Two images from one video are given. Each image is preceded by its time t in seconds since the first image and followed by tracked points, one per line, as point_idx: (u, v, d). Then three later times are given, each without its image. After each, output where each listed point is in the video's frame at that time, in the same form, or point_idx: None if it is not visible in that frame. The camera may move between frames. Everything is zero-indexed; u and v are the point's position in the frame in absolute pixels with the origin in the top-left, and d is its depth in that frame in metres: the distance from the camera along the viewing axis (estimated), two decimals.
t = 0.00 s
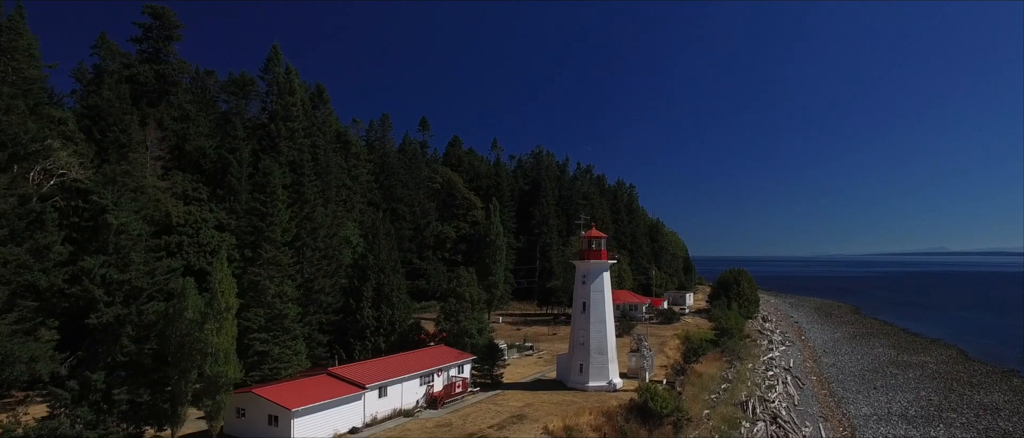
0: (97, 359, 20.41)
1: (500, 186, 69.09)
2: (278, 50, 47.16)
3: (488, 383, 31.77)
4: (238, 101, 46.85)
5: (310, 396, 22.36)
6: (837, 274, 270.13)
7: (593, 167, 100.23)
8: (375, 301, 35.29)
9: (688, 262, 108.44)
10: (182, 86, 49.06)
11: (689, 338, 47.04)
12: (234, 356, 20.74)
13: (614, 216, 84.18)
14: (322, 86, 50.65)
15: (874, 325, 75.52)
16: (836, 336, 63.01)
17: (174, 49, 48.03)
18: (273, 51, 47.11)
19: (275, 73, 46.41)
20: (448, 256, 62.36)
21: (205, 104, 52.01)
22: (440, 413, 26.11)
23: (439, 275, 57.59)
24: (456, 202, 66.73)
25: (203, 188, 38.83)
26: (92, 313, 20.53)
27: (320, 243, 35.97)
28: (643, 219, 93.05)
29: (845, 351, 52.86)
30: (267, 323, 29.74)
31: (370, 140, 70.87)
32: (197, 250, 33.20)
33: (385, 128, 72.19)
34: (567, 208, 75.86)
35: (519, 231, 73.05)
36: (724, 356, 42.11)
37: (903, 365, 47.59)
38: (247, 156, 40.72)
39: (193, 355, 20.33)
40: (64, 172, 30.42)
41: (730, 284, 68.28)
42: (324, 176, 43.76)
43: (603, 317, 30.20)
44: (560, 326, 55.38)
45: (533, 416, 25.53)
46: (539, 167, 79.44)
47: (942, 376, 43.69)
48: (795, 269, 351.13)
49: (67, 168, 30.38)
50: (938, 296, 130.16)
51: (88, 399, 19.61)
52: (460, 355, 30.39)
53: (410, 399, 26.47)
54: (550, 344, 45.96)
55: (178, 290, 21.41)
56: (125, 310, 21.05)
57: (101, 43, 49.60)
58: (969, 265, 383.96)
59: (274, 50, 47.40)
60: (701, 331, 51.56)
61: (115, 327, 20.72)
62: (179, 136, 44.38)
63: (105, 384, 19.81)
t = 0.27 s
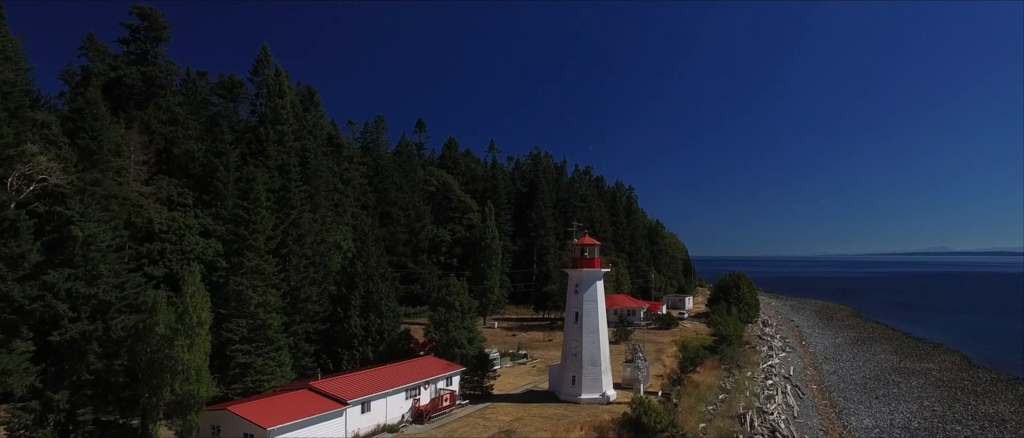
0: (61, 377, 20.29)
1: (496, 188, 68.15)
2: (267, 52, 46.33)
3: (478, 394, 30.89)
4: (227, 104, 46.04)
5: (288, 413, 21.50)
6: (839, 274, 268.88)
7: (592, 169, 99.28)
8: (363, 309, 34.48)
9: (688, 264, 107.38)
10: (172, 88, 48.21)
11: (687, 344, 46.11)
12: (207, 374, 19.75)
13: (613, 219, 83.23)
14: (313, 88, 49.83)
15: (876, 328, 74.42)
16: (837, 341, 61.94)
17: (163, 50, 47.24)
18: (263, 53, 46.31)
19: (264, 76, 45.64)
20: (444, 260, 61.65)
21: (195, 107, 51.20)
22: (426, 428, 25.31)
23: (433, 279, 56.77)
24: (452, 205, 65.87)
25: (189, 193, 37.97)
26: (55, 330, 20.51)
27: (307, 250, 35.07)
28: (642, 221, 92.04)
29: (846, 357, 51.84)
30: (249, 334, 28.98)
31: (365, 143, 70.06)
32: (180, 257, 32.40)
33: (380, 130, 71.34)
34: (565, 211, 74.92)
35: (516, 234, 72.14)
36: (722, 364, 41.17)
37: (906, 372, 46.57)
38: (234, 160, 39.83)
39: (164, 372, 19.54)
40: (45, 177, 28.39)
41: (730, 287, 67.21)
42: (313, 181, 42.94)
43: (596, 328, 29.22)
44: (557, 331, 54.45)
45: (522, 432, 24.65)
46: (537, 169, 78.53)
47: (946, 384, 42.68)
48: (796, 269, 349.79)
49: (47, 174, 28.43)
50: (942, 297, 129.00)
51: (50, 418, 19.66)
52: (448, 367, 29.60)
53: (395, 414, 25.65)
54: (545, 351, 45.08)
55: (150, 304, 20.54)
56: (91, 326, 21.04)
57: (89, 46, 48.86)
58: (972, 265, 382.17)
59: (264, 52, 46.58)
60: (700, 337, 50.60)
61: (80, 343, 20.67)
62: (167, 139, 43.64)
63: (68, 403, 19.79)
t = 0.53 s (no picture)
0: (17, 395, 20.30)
1: (490, 190, 67.17)
2: (254, 53, 45.36)
3: (465, 407, 30.06)
4: (213, 106, 45.10)
5: (260, 432, 20.64)
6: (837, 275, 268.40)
7: (588, 171, 98.34)
8: (348, 318, 33.62)
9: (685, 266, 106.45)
10: (158, 89, 47.10)
11: (681, 352, 45.25)
12: (174, 392, 18.78)
13: (609, 221, 82.29)
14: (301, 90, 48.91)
15: (875, 332, 73.57)
16: (836, 346, 61.05)
17: (148, 51, 46.26)
18: (250, 54, 45.37)
19: (251, 77, 44.71)
20: (437, 264, 60.96)
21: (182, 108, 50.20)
22: None
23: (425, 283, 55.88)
24: (445, 208, 64.94)
25: (171, 197, 36.99)
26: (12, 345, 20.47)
27: (291, 258, 34.16)
28: (639, 223, 91.14)
29: (845, 364, 50.95)
30: (228, 345, 28.07)
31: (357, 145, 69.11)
32: (160, 265, 31.59)
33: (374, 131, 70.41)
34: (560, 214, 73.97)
35: (511, 237, 71.22)
36: (717, 372, 40.34)
37: (906, 380, 45.70)
38: (219, 164, 38.90)
39: (126, 391, 18.56)
40: (20, 183, 25.15)
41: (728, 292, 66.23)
42: (299, 186, 42.07)
43: (586, 339, 28.29)
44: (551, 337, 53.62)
45: None
46: (532, 171, 77.59)
47: (946, 393, 41.81)
48: (796, 269, 349.18)
49: (24, 178, 25.10)
50: (941, 298, 128.15)
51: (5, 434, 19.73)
52: (433, 379, 28.81)
53: (376, 430, 24.85)
54: (537, 358, 44.23)
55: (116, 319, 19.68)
56: (49, 344, 21.11)
57: (74, 46, 47.85)
58: (972, 265, 381.55)
59: (251, 53, 45.61)
60: (696, 343, 49.68)
61: (37, 361, 20.78)
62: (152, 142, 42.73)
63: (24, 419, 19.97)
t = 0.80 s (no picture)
0: None
1: (482, 193, 66.24)
2: (238, 54, 44.35)
3: (449, 421, 29.19)
4: (195, 109, 44.08)
5: None
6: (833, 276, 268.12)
7: (582, 173, 97.43)
8: (330, 328, 32.72)
9: (681, 269, 105.61)
10: (141, 91, 45.98)
11: (674, 360, 44.44)
12: (133, 414, 17.82)
13: (603, 224, 81.43)
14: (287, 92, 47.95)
15: (872, 337, 72.84)
16: (832, 352, 60.25)
17: (130, 51, 45.15)
18: (233, 56, 44.36)
19: (235, 79, 43.73)
20: (427, 268, 60.39)
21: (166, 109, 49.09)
22: None
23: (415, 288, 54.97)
24: (436, 211, 63.96)
25: (149, 203, 35.93)
26: None
27: (272, 266, 33.19)
28: (634, 226, 90.31)
29: (841, 371, 50.19)
30: (203, 358, 27.08)
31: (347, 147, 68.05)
32: (135, 274, 30.61)
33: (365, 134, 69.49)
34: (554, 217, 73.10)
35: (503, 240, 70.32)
36: (709, 381, 39.54)
37: (903, 388, 44.93)
38: (199, 168, 37.88)
39: (81, 413, 17.42)
40: None
41: (723, 297, 65.39)
42: (281, 192, 41.13)
43: (573, 352, 27.39)
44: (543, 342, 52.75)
45: None
46: (525, 174, 76.69)
47: (944, 402, 41.05)
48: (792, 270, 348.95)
49: None
50: (938, 301, 127.69)
51: None
52: (415, 393, 27.99)
53: None
54: (527, 366, 43.36)
55: (73, 336, 18.58)
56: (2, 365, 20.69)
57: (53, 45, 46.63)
58: (969, 266, 381.99)
59: (235, 55, 44.60)
60: (689, 350, 48.86)
61: None
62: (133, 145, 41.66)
63: None
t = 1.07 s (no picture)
0: None
1: (473, 196, 65.28)
2: (220, 55, 43.22)
3: (430, 435, 28.29)
4: (175, 111, 42.93)
5: None
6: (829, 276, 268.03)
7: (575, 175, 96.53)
8: (309, 338, 31.87)
9: (675, 271, 104.79)
10: (121, 93, 44.76)
11: (665, 367, 43.61)
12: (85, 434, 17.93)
13: (597, 227, 80.49)
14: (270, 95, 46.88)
15: (867, 341, 72.19)
16: (827, 357, 59.47)
17: (109, 51, 43.92)
18: (215, 57, 43.25)
19: (216, 82, 42.64)
20: (416, 273, 59.83)
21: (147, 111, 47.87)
22: None
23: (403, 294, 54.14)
24: (426, 214, 62.98)
25: (125, 209, 34.91)
26: None
27: (251, 275, 32.24)
28: (627, 228, 89.47)
29: (835, 378, 49.42)
30: (175, 371, 26.09)
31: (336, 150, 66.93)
32: (107, 283, 29.61)
33: (354, 136, 68.44)
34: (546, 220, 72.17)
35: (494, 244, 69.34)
36: (701, 390, 38.82)
37: (898, 396, 44.22)
38: (177, 173, 36.81)
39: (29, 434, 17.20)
40: None
41: (716, 302, 64.53)
42: (263, 197, 40.15)
43: (557, 365, 26.52)
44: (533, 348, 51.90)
45: None
46: (517, 176, 75.75)
47: (939, 411, 40.31)
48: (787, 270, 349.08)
49: None
50: (932, 302, 127.40)
51: None
52: (394, 407, 27.11)
53: None
54: (515, 374, 42.44)
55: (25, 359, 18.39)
56: None
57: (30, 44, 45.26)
58: (965, 266, 382.64)
59: (216, 56, 43.47)
60: (682, 357, 48.05)
61: None
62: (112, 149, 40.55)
63: None
